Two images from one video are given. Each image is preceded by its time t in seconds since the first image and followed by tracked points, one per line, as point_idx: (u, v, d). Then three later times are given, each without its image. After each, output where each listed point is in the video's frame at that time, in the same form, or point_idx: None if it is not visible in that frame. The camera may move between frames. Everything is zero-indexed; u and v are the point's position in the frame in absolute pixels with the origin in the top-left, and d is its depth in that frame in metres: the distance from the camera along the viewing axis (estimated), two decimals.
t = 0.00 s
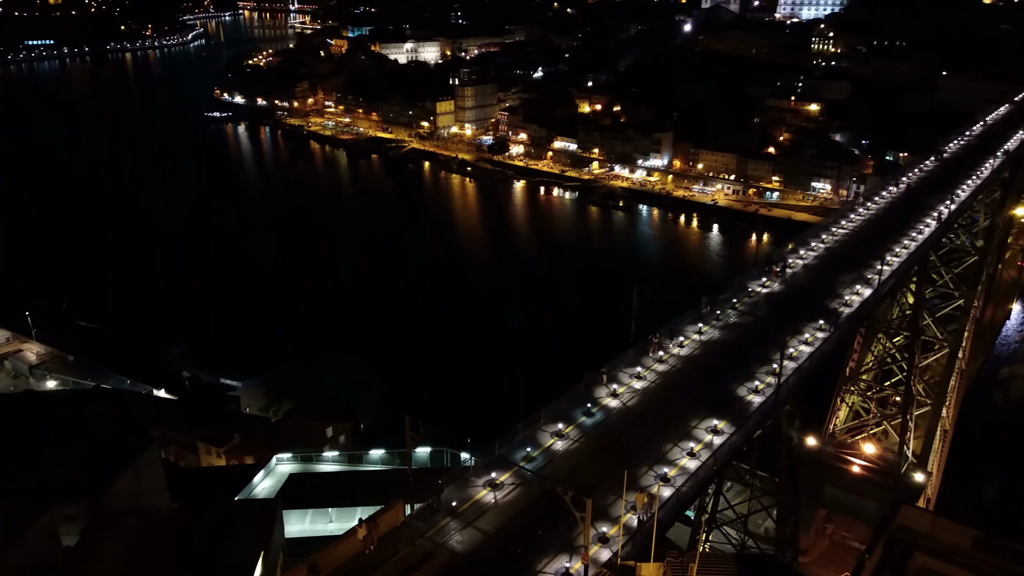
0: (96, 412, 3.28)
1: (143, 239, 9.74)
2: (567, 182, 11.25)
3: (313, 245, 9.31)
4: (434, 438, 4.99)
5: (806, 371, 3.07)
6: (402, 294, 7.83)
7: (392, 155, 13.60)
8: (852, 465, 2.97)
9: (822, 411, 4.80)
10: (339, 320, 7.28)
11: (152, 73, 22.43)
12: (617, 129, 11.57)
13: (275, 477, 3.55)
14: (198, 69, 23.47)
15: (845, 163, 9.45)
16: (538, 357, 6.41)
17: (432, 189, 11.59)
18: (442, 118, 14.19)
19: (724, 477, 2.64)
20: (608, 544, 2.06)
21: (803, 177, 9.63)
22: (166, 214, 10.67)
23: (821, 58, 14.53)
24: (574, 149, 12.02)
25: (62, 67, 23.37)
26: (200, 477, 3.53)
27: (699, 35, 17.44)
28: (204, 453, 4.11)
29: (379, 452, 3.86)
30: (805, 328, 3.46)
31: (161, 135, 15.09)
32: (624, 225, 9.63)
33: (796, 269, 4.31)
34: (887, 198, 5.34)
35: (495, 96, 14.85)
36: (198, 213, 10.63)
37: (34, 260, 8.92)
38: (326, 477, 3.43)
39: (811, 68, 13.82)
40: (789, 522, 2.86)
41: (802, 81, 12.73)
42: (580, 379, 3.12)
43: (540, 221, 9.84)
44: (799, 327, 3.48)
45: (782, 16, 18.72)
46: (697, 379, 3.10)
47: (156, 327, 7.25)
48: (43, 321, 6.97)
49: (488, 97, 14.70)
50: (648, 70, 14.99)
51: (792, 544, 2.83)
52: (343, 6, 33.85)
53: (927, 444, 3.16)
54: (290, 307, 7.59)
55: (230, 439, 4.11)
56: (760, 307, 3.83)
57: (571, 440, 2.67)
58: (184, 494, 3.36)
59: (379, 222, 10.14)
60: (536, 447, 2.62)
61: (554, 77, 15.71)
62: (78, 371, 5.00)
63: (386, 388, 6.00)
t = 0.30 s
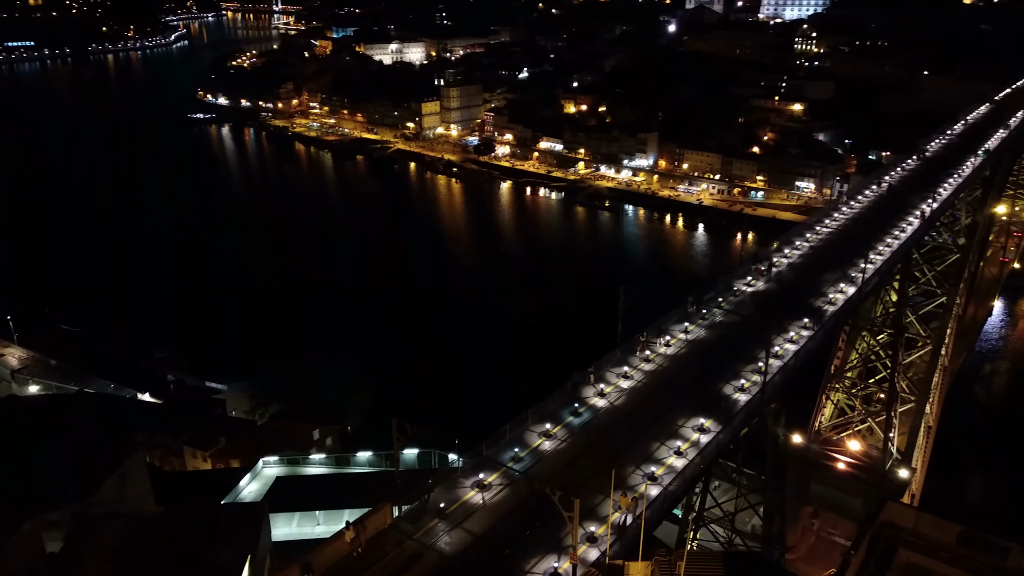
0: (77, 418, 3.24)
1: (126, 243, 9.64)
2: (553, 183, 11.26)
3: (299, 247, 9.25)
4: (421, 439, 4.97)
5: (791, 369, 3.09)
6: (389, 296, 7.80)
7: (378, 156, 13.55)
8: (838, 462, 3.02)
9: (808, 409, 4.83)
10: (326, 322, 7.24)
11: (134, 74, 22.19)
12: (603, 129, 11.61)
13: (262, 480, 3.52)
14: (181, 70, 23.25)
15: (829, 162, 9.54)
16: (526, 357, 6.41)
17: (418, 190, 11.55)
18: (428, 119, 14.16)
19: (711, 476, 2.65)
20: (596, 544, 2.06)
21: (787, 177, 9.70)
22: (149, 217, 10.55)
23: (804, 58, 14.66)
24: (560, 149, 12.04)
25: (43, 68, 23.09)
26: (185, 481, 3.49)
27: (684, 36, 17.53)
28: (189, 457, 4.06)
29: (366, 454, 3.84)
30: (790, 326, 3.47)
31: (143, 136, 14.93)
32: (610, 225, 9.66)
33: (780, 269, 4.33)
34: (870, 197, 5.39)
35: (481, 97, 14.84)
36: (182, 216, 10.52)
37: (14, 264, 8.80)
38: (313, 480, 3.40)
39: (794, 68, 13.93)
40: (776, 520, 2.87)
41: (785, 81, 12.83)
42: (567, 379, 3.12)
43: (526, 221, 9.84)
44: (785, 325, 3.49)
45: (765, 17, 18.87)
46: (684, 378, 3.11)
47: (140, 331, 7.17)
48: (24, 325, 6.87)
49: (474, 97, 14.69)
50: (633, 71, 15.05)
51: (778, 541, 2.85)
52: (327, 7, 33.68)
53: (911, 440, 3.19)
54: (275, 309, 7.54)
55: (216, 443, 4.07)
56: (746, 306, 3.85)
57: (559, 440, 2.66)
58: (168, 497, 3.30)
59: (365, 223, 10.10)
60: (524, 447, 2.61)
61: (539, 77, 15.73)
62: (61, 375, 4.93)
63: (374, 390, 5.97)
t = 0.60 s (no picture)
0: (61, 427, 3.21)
1: (108, 249, 9.54)
2: (539, 186, 11.28)
3: (284, 252, 9.19)
4: (408, 444, 4.96)
5: (776, 370, 3.10)
6: (375, 300, 7.77)
7: (363, 160, 13.51)
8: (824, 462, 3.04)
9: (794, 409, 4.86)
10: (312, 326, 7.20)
11: (116, 79, 21.98)
12: (587, 132, 11.65)
13: (248, 487, 3.49)
14: (163, 75, 23.06)
15: (811, 164, 9.62)
16: (513, 361, 6.40)
17: (404, 194, 11.53)
18: (413, 123, 14.14)
19: (698, 477, 2.65)
20: (585, 546, 2.05)
21: (770, 179, 9.77)
22: (132, 223, 10.45)
23: (786, 61, 14.80)
24: (545, 152, 12.07)
25: (23, 73, 22.81)
26: (171, 489, 3.45)
27: (668, 39, 17.65)
28: (175, 465, 4.03)
29: (353, 459, 3.83)
30: (775, 327, 3.49)
31: (125, 142, 14.78)
32: (596, 228, 9.69)
33: (765, 270, 4.36)
34: (853, 199, 5.44)
35: (466, 100, 14.82)
36: (165, 221, 10.43)
37: None
38: (300, 486, 3.37)
39: (776, 71, 14.06)
40: (763, 520, 2.88)
41: (768, 83, 12.94)
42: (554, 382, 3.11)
43: (512, 225, 9.84)
44: (770, 326, 3.51)
45: (748, 20, 19.03)
46: (670, 380, 3.11)
47: (123, 339, 7.10)
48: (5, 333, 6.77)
49: (459, 101, 14.67)
50: (617, 74, 15.12)
51: (766, 541, 2.86)
52: (311, 11, 33.56)
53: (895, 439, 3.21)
54: (261, 315, 7.49)
55: (201, 450, 4.04)
56: (731, 307, 3.87)
57: (546, 443, 2.66)
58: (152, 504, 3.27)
59: (351, 227, 10.05)
60: (512, 450, 2.60)
61: (524, 81, 15.76)
62: (44, 383, 4.87)
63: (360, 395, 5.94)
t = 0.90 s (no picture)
0: (47, 440, 3.16)
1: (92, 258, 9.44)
2: (525, 191, 11.28)
3: (270, 259, 9.14)
4: (398, 451, 4.94)
5: (763, 373, 3.10)
6: (362, 306, 7.74)
7: (349, 166, 13.48)
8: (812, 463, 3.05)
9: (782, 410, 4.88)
10: (300, 333, 7.15)
11: (99, 87, 21.80)
12: (573, 137, 11.69)
13: (236, 497, 3.45)
14: (147, 82, 22.91)
15: (795, 166, 9.70)
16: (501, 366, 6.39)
17: (391, 200, 11.50)
18: (399, 129, 14.14)
19: (687, 480, 2.65)
20: (575, 551, 2.04)
21: (756, 181, 9.84)
22: (117, 232, 10.35)
23: (770, 64, 14.92)
24: (531, 157, 12.11)
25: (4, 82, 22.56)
26: (157, 500, 3.41)
27: (652, 43, 17.76)
28: (161, 475, 3.98)
29: (342, 466, 3.81)
30: (762, 330, 3.50)
31: (109, 150, 14.66)
32: (583, 232, 9.72)
33: (752, 272, 4.38)
34: (837, 201, 5.49)
35: (452, 106, 14.76)
36: (149, 229, 10.34)
37: None
38: (289, 494, 3.35)
39: (760, 74, 14.19)
40: (753, 522, 2.88)
41: (753, 87, 13.04)
42: (543, 387, 3.10)
43: (499, 230, 9.85)
44: (757, 329, 3.52)
45: (732, 24, 19.20)
46: (658, 383, 3.11)
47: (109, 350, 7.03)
48: None
49: (445, 107, 14.61)
50: (602, 79, 15.20)
51: (756, 544, 2.86)
52: (295, 17, 33.48)
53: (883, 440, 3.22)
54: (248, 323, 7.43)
55: (189, 459, 4.00)
56: (718, 309, 3.88)
57: (536, 448, 2.65)
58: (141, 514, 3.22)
59: (337, 234, 10.00)
60: (501, 456, 2.59)
61: (510, 86, 15.80)
62: (27, 394, 4.80)
63: (347, 403, 5.90)
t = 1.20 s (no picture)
0: (25, 451, 3.09)
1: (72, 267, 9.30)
2: (510, 199, 11.29)
3: (253, 267, 9.06)
4: (382, 460, 4.89)
5: (747, 378, 3.11)
6: (346, 314, 7.69)
7: (333, 174, 13.42)
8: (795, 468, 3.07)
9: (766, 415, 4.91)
10: (283, 341, 7.09)
11: (78, 94, 21.54)
12: (557, 144, 11.73)
13: (218, 507, 3.40)
14: (127, 89, 22.68)
15: (778, 174, 9.79)
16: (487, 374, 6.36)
17: (375, 207, 11.45)
18: (383, 136, 14.11)
19: (672, 486, 2.65)
20: (561, 558, 2.03)
21: (738, 189, 9.94)
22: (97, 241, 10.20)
23: (751, 72, 15.06)
24: (516, 164, 12.13)
25: None
26: (138, 512, 3.34)
27: (635, 52, 17.90)
28: (142, 486, 3.90)
29: (326, 476, 3.77)
30: (746, 336, 3.51)
31: (89, 157, 14.48)
32: (568, 239, 9.74)
33: (735, 278, 4.41)
34: (818, 207, 5.54)
35: (435, 113, 14.78)
36: (129, 238, 10.21)
37: None
38: (272, 504, 3.30)
39: (741, 83, 14.34)
40: (738, 528, 2.88)
41: (734, 95, 13.17)
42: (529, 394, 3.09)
43: (484, 237, 9.84)
44: (741, 335, 3.53)
45: (713, 32, 19.42)
46: (643, 389, 3.12)
47: (89, 361, 6.92)
48: None
49: (429, 114, 14.63)
50: (586, 87, 15.29)
51: (740, 549, 2.87)
52: (278, 24, 33.35)
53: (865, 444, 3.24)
54: (230, 332, 7.34)
55: (170, 470, 3.92)
56: (702, 315, 3.90)
57: (521, 455, 2.64)
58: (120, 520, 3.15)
59: (321, 241, 9.94)
60: (486, 463, 2.58)
61: (494, 93, 15.83)
62: (4, 406, 4.70)
63: (332, 412, 5.84)
